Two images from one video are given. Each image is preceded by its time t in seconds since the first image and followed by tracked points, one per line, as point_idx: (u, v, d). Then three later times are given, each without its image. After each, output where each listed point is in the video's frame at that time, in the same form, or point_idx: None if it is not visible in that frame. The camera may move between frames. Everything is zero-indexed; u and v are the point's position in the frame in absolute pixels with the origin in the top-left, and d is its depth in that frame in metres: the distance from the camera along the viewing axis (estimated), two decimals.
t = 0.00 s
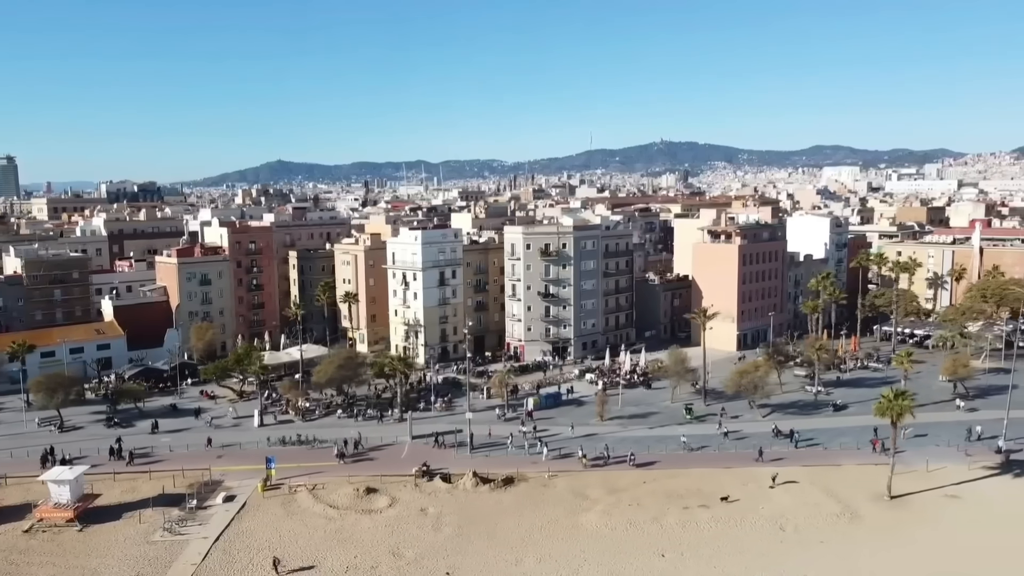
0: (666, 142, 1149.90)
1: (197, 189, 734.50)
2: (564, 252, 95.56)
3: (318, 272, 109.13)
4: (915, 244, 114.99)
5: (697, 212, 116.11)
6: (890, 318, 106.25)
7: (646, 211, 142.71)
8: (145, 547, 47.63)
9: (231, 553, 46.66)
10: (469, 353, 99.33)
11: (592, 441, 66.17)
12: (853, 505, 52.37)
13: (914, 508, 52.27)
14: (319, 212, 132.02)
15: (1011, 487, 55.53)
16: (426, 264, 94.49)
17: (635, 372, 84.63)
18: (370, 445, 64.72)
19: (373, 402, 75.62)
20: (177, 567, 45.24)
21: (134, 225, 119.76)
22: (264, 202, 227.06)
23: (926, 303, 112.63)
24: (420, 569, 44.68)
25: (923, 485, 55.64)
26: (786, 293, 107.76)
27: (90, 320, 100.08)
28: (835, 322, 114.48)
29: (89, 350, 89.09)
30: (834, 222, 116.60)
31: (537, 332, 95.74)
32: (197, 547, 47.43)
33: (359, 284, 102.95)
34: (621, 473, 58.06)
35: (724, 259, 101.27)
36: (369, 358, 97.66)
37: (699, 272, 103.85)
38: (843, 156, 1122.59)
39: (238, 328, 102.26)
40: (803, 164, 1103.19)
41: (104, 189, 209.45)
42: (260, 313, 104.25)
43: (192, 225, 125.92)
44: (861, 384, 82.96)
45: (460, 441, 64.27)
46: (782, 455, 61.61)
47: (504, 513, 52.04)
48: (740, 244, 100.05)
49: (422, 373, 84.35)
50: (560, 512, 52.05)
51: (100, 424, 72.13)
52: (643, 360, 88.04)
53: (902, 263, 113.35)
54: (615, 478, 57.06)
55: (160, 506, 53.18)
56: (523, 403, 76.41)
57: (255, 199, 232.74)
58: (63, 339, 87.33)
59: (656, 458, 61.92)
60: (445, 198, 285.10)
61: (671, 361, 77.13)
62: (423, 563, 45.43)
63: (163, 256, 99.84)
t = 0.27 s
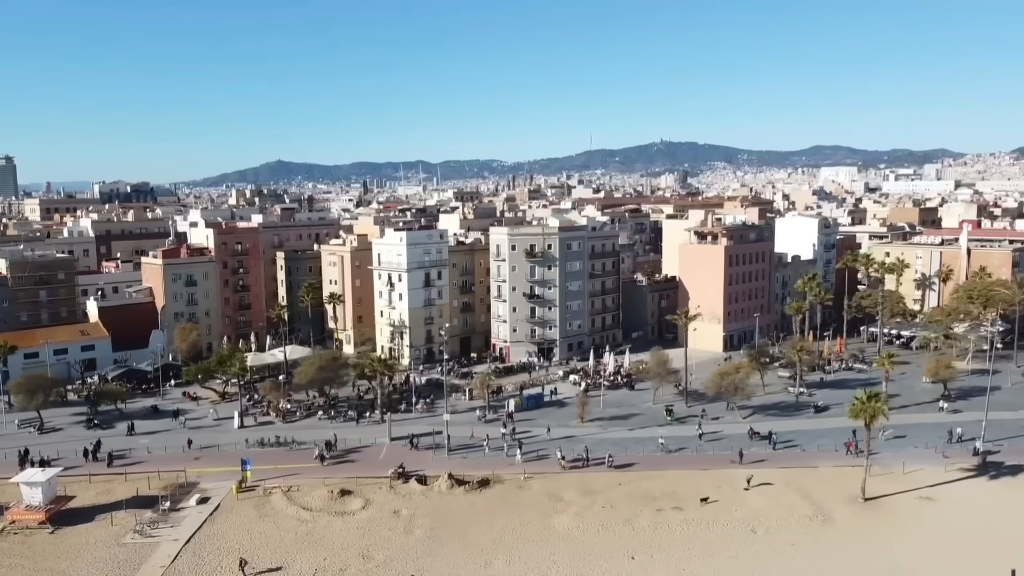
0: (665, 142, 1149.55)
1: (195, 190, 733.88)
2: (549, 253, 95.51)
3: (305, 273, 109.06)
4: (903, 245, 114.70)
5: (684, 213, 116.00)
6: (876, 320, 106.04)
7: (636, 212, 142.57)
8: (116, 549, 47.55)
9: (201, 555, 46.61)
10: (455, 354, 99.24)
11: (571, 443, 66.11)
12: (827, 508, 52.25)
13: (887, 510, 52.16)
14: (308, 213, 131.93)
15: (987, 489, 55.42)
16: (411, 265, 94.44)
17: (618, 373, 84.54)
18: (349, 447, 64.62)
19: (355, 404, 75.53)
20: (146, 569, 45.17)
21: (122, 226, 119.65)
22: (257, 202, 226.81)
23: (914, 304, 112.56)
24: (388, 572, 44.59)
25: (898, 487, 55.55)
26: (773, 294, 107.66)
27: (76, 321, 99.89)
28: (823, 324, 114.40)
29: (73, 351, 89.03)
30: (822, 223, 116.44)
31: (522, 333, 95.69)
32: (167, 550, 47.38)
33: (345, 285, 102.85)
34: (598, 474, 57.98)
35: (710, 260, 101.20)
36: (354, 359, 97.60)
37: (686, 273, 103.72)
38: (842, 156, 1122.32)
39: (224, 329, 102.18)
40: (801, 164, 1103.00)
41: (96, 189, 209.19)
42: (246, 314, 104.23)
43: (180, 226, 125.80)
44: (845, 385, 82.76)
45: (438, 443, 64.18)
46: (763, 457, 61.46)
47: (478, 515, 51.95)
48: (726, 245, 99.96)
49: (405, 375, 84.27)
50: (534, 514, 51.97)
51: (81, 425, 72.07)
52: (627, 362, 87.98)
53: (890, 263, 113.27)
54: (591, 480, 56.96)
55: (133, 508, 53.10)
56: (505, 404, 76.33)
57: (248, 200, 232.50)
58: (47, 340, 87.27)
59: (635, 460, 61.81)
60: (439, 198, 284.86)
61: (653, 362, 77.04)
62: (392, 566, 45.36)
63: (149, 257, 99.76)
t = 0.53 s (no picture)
0: (663, 142, 1149.33)
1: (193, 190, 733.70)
2: (536, 254, 95.51)
3: (294, 273, 109.13)
4: (892, 245, 114.65)
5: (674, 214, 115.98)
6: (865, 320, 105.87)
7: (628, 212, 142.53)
8: (90, 551, 47.47)
9: (175, 557, 46.58)
10: (443, 355, 99.19)
11: (553, 444, 66.10)
12: (804, 509, 52.19)
13: (865, 511, 52.11)
14: (298, 213, 131.89)
15: (965, 490, 55.40)
16: (398, 265, 94.42)
17: (604, 374, 84.51)
18: (331, 448, 64.54)
19: (339, 404, 75.50)
20: (119, 570, 45.13)
21: (111, 227, 119.58)
22: (251, 203, 226.57)
23: (904, 305, 112.25)
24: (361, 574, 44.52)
25: (877, 488, 55.52)
26: (762, 295, 107.57)
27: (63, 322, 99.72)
28: (812, 324, 114.26)
29: (59, 352, 88.96)
30: (812, 223, 116.37)
31: (509, 333, 95.62)
32: (141, 551, 47.32)
33: (333, 285, 102.78)
34: (577, 475, 57.94)
35: (698, 261, 101.17)
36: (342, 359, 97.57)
37: (675, 273, 103.73)
38: (840, 156, 1122.90)
39: (212, 330, 102.13)
40: (800, 164, 1102.90)
41: (89, 190, 208.90)
42: (234, 314, 104.32)
43: (170, 226, 125.74)
44: (830, 386, 82.56)
45: (419, 444, 64.11)
46: (745, 458, 61.36)
47: (454, 517, 51.85)
48: (714, 246, 99.94)
49: (391, 375, 84.20)
50: (511, 516, 51.92)
51: (63, 426, 72.00)
52: (613, 362, 87.93)
53: (879, 264, 113.18)
54: (570, 481, 56.92)
55: (110, 510, 53.03)
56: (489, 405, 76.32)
57: (242, 200, 232.34)
58: (32, 341, 87.19)
59: (615, 461, 61.78)
60: (435, 198, 284.66)
61: (638, 363, 77.02)
62: (365, 567, 45.30)
63: (136, 258, 99.69)
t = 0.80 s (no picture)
0: (662, 142, 1148.98)
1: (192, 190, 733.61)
2: (523, 254, 95.49)
3: (283, 274, 109.18)
4: (882, 246, 114.50)
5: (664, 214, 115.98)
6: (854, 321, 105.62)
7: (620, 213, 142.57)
8: (64, 552, 47.45)
9: (149, 558, 46.55)
10: (430, 355, 99.14)
11: (535, 445, 66.09)
12: (781, 510, 52.15)
13: (841, 513, 52.08)
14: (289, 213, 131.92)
15: (943, 491, 55.37)
16: (385, 266, 94.39)
17: (590, 375, 84.45)
18: (312, 449, 64.49)
19: (323, 405, 75.52)
20: (91, 571, 45.08)
21: (101, 227, 119.61)
22: (246, 203, 226.49)
23: (893, 305, 111.96)
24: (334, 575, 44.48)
25: (855, 489, 55.49)
26: (752, 295, 107.53)
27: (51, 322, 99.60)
28: (802, 325, 114.26)
29: (45, 352, 88.89)
30: (802, 224, 116.32)
31: (497, 334, 95.53)
32: (115, 552, 47.28)
33: (321, 286, 102.73)
34: (556, 476, 57.91)
35: (686, 261, 101.14)
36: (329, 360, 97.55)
37: (663, 274, 103.68)
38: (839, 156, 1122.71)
39: (200, 330, 102.13)
40: (799, 164, 1102.85)
41: (83, 189, 208.90)
42: (222, 315, 104.36)
43: (160, 226, 125.76)
44: (815, 387, 82.40)
45: (400, 445, 64.07)
46: (726, 459, 61.32)
47: (431, 518, 51.80)
48: (702, 246, 99.92)
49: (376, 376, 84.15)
50: (488, 516, 51.90)
51: (46, 427, 71.96)
52: (600, 363, 87.88)
53: (869, 264, 113.00)
54: (548, 482, 56.91)
55: (87, 511, 53.01)
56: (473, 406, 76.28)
57: (237, 200, 232.24)
58: (19, 341, 87.15)
59: (596, 461, 61.76)
60: (431, 199, 284.58)
61: (622, 364, 76.98)
62: (338, 569, 45.27)
63: (124, 258, 99.66)
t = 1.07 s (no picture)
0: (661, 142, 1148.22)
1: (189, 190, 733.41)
2: (508, 255, 95.45)
3: (270, 275, 109.16)
4: (870, 246, 114.37)
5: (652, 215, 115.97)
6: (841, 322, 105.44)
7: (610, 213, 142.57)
8: (34, 554, 47.35)
9: (118, 560, 46.47)
10: (416, 356, 99.07)
11: (514, 446, 66.01)
12: (754, 511, 52.11)
13: (814, 514, 52.04)
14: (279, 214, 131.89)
15: (917, 493, 55.40)
16: (370, 267, 94.32)
17: (573, 376, 84.39)
18: (290, 450, 64.41)
19: (304, 406, 75.47)
20: (59, 573, 44.98)
21: (88, 227, 119.54)
22: (240, 203, 226.39)
23: (881, 306, 111.75)
24: None
25: (829, 491, 55.47)
26: (739, 295, 107.51)
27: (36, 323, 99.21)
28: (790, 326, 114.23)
29: (29, 353, 88.65)
30: (790, 225, 116.30)
31: (482, 335, 95.44)
32: (85, 554, 47.19)
33: (307, 286, 102.62)
34: (532, 478, 57.87)
35: (672, 262, 101.09)
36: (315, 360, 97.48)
37: (650, 275, 103.61)
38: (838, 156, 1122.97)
39: (185, 331, 102.04)
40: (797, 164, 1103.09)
41: (76, 190, 208.86)
42: (208, 316, 104.30)
43: (149, 227, 125.70)
44: (799, 388, 82.21)
45: (378, 446, 64.01)
46: (703, 460, 61.25)
47: (404, 520, 51.71)
48: (688, 247, 99.88)
49: (359, 377, 84.08)
50: (461, 518, 51.83)
51: (26, 428, 71.83)
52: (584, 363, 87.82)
53: (856, 264, 112.87)
54: (523, 483, 56.87)
55: (60, 513, 52.92)
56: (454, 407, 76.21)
57: (231, 200, 232.14)
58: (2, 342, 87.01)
59: (573, 462, 61.71)
60: (426, 199, 284.56)
61: (604, 365, 76.92)
62: (306, 571, 45.21)
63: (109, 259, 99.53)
